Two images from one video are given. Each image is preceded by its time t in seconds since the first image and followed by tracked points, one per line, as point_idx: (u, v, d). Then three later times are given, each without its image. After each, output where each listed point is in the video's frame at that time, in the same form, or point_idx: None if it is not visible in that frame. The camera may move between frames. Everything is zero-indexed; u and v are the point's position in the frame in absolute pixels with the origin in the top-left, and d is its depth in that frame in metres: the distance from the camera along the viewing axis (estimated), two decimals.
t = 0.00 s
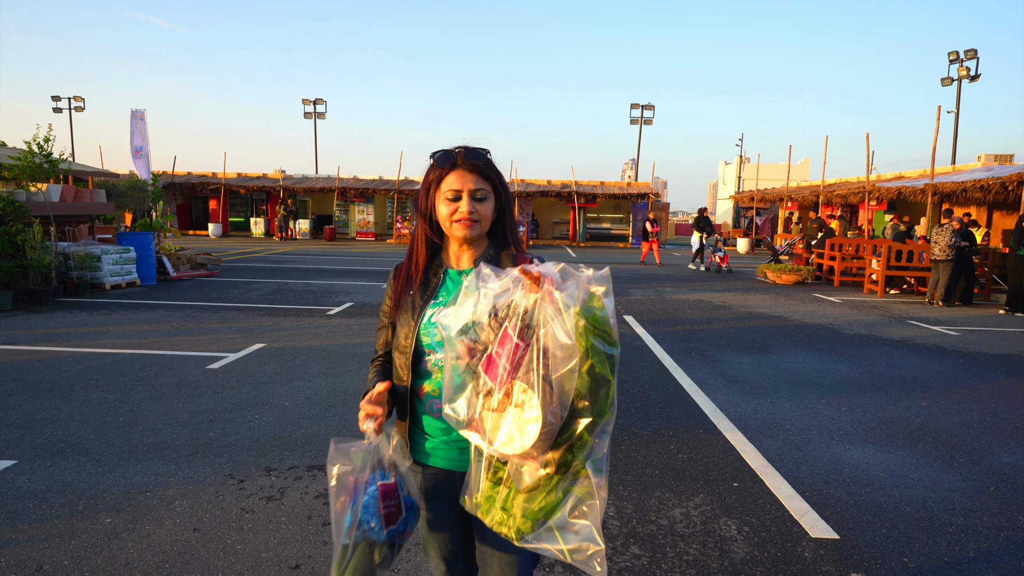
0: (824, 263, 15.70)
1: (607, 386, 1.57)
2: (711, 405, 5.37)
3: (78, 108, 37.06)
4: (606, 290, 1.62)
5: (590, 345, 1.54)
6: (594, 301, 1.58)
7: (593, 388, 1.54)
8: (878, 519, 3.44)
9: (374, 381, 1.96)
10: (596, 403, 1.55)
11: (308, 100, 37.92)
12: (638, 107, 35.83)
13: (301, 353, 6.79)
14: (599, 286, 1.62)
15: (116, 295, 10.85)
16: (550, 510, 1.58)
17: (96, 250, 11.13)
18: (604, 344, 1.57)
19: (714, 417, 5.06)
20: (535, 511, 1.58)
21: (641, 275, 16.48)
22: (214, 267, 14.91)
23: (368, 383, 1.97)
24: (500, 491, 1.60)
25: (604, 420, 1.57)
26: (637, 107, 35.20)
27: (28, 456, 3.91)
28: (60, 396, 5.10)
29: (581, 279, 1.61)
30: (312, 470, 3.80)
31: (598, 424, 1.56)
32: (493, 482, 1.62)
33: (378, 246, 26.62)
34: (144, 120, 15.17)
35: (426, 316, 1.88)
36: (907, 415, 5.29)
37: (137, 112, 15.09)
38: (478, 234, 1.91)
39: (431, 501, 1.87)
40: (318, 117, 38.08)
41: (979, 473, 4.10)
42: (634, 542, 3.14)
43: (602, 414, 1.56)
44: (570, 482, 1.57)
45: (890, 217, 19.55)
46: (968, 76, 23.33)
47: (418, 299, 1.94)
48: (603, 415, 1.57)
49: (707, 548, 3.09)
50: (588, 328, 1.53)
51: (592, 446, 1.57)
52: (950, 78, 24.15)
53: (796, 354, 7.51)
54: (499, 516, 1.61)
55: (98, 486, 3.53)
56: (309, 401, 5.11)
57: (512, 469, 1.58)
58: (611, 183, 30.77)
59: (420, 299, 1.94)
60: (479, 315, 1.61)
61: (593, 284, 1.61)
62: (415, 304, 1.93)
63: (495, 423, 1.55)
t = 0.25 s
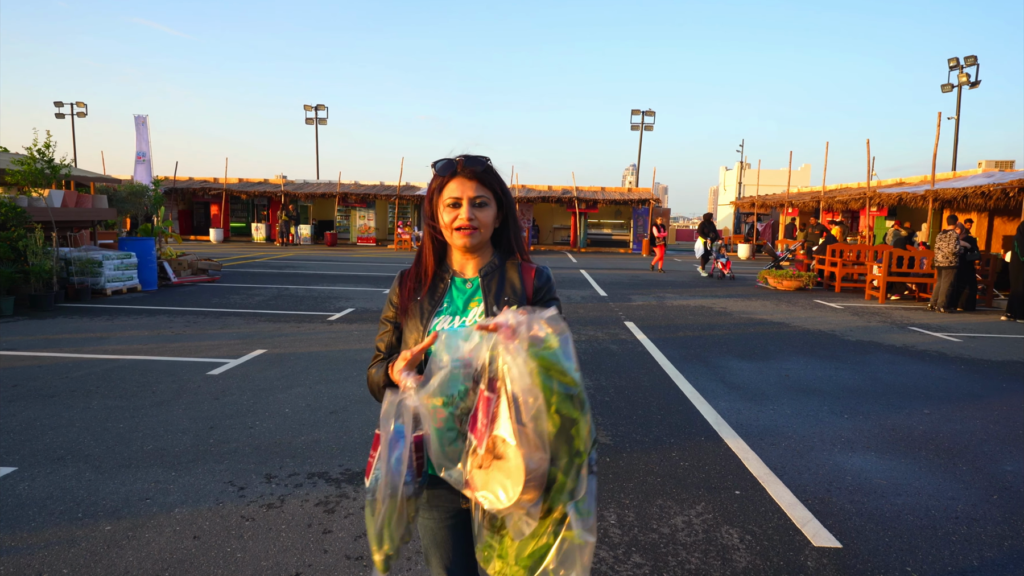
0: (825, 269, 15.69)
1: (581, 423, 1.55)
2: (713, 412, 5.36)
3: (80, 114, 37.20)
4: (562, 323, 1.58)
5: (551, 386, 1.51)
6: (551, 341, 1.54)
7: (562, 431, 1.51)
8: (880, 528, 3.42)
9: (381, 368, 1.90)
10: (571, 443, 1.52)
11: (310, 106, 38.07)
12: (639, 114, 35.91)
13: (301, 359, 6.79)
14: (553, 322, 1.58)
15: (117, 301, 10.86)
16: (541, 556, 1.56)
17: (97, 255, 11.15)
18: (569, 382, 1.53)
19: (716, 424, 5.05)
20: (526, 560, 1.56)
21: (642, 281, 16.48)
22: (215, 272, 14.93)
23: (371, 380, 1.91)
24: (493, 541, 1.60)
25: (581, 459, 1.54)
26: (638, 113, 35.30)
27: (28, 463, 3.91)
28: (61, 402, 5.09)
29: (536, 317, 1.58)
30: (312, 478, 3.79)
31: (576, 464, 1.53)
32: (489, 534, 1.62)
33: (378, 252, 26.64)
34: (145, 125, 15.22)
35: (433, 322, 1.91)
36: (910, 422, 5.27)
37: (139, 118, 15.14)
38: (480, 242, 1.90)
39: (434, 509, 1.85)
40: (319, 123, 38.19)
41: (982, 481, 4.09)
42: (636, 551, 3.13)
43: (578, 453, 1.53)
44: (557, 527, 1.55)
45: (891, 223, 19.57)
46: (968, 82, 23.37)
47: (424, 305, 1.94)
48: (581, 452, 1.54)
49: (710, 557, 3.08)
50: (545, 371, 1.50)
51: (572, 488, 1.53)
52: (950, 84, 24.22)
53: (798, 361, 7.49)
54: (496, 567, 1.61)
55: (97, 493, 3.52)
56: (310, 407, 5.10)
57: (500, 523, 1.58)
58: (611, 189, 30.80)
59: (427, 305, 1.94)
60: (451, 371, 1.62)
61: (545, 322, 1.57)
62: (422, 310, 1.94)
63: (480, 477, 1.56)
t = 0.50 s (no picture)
0: (827, 275, 15.66)
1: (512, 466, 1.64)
2: (715, 419, 5.34)
3: (83, 119, 37.30)
4: (492, 373, 1.63)
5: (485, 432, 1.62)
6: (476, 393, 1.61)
7: (488, 477, 1.62)
8: (884, 536, 3.41)
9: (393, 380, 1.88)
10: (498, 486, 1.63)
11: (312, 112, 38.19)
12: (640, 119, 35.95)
13: (302, 364, 6.78)
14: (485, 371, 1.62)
15: (119, 306, 10.87)
16: None
17: (99, 260, 11.17)
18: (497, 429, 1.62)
19: (718, 431, 5.03)
20: None
21: (644, 286, 16.47)
22: (216, 277, 14.94)
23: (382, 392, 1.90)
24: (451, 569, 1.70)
25: (511, 502, 1.64)
26: (639, 118, 35.36)
27: (28, 470, 3.90)
28: (62, 409, 5.09)
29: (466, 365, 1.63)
30: (313, 485, 3.78)
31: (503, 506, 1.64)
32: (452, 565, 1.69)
33: (380, 257, 26.66)
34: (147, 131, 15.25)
35: (441, 332, 1.91)
36: (913, 429, 5.25)
37: (142, 123, 15.19)
38: (485, 248, 1.91)
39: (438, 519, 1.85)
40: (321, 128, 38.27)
41: (986, 489, 4.07)
42: (637, 560, 3.11)
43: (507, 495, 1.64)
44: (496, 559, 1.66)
45: (892, 228, 19.55)
46: (970, 88, 23.37)
47: (432, 312, 1.94)
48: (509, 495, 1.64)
49: (712, 566, 3.06)
50: (466, 423, 1.60)
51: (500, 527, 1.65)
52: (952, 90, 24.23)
53: (800, 367, 7.47)
54: None
55: (98, 500, 3.52)
56: (311, 414, 5.09)
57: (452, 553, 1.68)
58: (613, 194, 30.82)
59: (435, 312, 1.94)
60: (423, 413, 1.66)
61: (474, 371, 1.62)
62: (429, 317, 1.94)
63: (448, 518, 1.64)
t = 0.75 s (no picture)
0: (830, 279, 15.63)
1: (512, 509, 1.63)
2: (717, 425, 5.33)
3: (88, 125, 37.50)
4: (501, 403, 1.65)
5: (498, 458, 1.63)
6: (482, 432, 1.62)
7: (491, 510, 1.60)
8: (887, 544, 3.39)
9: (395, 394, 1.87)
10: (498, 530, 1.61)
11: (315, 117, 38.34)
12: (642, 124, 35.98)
13: (304, 369, 6.78)
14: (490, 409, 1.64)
15: (121, 311, 10.88)
16: None
17: (102, 265, 11.20)
18: (499, 470, 1.62)
19: (720, 437, 5.02)
20: None
21: (646, 291, 16.46)
22: (219, 281, 14.98)
23: (386, 407, 1.88)
24: None
25: (512, 540, 1.62)
26: (642, 123, 35.41)
27: (30, 475, 3.90)
28: (64, 413, 5.09)
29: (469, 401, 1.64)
30: (314, 490, 3.78)
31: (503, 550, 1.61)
32: None
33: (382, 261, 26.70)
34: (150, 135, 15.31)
35: (442, 341, 1.90)
36: (916, 435, 5.23)
37: (144, 128, 15.24)
38: (486, 257, 1.91)
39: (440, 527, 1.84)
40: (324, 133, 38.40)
41: (990, 496, 4.04)
42: (638, 567, 3.10)
43: (508, 539, 1.62)
44: None
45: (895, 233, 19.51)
46: (972, 92, 23.36)
47: (432, 321, 1.94)
48: (508, 539, 1.62)
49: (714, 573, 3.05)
50: (468, 463, 1.59)
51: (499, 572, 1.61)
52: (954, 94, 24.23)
53: (802, 372, 7.45)
54: None
55: (99, 506, 3.52)
56: (312, 419, 5.09)
57: None
58: (615, 198, 30.82)
59: (436, 321, 1.94)
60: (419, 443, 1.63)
61: (480, 410, 1.63)
62: (429, 326, 1.93)
63: (448, 542, 1.58)
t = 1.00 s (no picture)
0: (832, 284, 15.61)
1: (501, 511, 1.64)
2: (719, 430, 5.32)
3: (91, 129, 37.65)
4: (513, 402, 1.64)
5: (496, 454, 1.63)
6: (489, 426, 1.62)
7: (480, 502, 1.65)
8: (890, 549, 3.37)
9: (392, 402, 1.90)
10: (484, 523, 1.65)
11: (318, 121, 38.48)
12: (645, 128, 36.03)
13: (305, 373, 6.78)
14: (503, 404, 1.63)
15: (124, 314, 10.91)
16: None
17: (105, 269, 11.23)
18: (497, 468, 1.63)
19: (722, 441, 5.01)
20: None
21: (648, 295, 16.45)
22: (221, 285, 14.99)
23: (379, 407, 1.92)
24: None
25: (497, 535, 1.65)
26: (644, 128, 35.47)
27: (31, 478, 3.90)
28: (66, 417, 5.10)
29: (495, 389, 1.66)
30: (314, 495, 3.77)
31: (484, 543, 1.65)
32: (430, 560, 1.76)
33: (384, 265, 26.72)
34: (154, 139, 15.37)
35: (438, 343, 1.90)
36: (918, 440, 5.20)
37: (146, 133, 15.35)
38: (484, 271, 1.91)
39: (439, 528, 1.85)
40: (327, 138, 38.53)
41: (993, 502, 4.02)
42: (639, 572, 3.09)
43: (492, 536, 1.65)
44: None
45: (898, 237, 19.49)
46: (974, 97, 23.32)
47: (428, 326, 1.94)
48: (493, 536, 1.65)
49: None
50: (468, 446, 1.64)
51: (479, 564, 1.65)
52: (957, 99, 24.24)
53: (804, 377, 7.43)
54: None
55: (99, 509, 3.51)
56: (313, 423, 5.08)
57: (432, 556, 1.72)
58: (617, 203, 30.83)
59: (431, 326, 1.94)
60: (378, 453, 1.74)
61: (494, 402, 1.63)
62: (425, 330, 1.94)
63: (415, 550, 1.69)
